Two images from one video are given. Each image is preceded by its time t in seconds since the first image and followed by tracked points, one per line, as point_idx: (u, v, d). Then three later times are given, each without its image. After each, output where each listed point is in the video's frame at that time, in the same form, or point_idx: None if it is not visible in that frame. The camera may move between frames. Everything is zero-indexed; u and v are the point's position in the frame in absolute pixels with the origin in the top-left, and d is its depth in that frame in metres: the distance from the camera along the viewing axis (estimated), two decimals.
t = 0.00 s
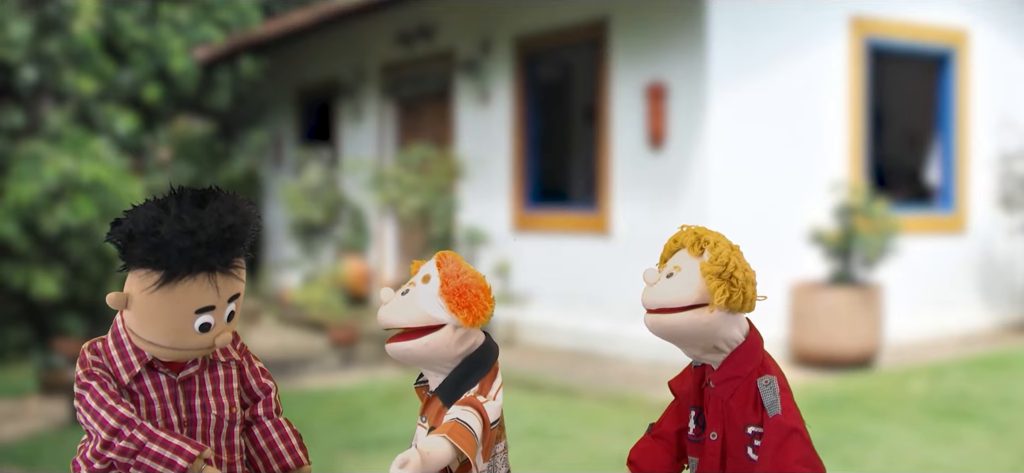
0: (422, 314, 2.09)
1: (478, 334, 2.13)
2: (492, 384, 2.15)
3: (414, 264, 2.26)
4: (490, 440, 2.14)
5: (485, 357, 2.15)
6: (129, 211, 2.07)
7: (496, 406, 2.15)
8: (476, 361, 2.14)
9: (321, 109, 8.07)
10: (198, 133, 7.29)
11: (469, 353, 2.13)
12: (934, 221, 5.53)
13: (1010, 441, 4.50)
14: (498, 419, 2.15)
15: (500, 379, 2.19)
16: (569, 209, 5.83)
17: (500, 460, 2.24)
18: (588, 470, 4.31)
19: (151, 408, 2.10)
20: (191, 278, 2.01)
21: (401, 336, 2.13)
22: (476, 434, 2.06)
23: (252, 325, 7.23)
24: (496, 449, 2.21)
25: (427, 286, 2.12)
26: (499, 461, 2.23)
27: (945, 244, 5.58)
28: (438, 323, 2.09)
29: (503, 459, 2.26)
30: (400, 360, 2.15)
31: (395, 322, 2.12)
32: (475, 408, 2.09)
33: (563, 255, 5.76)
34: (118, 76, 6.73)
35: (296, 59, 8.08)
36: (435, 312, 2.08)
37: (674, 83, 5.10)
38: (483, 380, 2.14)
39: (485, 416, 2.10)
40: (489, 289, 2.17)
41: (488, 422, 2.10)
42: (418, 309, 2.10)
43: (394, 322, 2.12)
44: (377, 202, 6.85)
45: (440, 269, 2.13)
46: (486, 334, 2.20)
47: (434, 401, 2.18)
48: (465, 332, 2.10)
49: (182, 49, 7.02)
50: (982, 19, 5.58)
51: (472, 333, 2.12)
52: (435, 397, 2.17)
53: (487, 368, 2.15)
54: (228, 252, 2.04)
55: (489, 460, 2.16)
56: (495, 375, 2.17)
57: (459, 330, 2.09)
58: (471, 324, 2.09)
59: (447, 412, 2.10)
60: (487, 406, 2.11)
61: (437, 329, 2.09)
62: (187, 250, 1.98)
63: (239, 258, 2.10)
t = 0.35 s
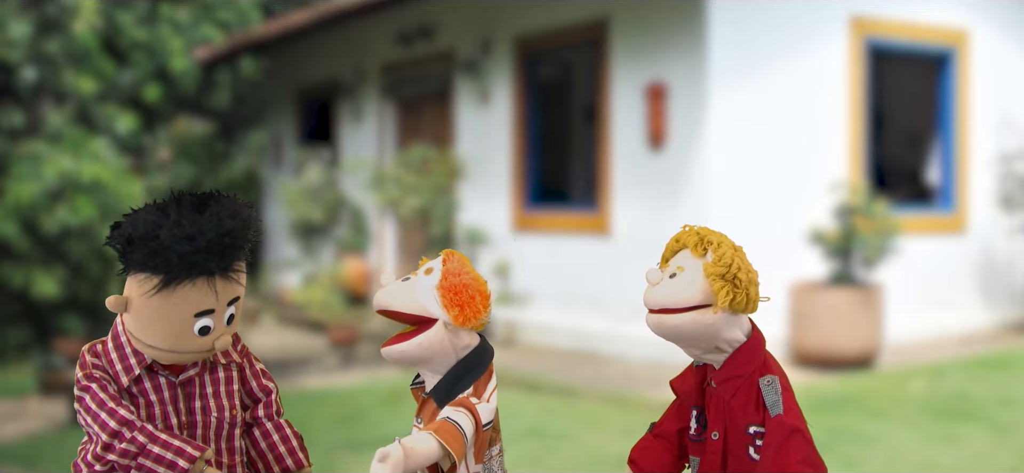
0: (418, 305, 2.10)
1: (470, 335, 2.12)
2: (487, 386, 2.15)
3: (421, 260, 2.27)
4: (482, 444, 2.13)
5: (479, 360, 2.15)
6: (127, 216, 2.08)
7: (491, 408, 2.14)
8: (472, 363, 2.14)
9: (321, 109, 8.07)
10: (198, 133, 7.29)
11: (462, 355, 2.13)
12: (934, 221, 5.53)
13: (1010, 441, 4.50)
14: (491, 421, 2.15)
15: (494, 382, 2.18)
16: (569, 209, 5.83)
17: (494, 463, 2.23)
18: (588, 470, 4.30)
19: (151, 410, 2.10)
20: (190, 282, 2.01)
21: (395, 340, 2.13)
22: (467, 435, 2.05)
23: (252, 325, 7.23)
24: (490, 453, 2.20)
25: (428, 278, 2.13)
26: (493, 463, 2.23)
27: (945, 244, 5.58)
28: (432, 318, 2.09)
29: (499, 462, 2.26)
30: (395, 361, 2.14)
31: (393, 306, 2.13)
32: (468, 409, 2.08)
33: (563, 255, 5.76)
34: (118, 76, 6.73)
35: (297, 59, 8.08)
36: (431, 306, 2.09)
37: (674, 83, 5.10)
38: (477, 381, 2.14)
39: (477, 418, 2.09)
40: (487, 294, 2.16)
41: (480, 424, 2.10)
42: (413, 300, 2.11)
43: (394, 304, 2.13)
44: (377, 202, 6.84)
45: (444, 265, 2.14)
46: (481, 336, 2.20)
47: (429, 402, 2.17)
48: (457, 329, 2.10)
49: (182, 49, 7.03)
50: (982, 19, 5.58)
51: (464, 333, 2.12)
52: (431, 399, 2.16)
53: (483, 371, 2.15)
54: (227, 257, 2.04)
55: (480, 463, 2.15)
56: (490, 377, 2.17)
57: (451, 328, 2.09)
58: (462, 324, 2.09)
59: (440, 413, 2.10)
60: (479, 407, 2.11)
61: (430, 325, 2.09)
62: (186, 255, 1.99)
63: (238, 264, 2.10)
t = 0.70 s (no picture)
0: (413, 306, 2.10)
1: (466, 337, 2.13)
2: (482, 386, 2.16)
3: (415, 260, 2.27)
4: (478, 445, 2.13)
5: (474, 362, 2.15)
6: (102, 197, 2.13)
7: (487, 409, 2.14)
8: (468, 364, 2.14)
9: (321, 109, 8.06)
10: (198, 133, 7.30)
11: (458, 356, 2.14)
12: (934, 221, 5.53)
13: (1010, 441, 4.50)
14: (486, 422, 2.14)
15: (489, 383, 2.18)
16: (569, 208, 5.84)
17: (491, 464, 2.24)
18: (589, 469, 4.30)
19: (151, 413, 2.10)
20: (168, 240, 2.02)
21: (391, 342, 2.12)
22: (462, 435, 2.05)
23: (252, 325, 7.23)
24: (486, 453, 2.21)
25: (422, 278, 2.13)
26: (490, 464, 2.23)
27: (944, 244, 5.58)
28: (427, 319, 2.09)
29: (495, 463, 2.26)
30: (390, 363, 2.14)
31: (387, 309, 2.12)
32: (464, 410, 2.08)
33: (562, 255, 5.76)
34: (118, 76, 6.72)
35: (297, 59, 8.08)
36: (425, 306, 2.09)
37: (674, 83, 5.11)
38: (473, 383, 2.15)
39: (474, 419, 2.09)
40: (483, 295, 2.17)
41: (477, 425, 2.09)
42: (408, 299, 2.11)
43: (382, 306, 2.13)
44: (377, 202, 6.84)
45: (439, 266, 2.15)
46: (477, 338, 2.21)
47: (425, 404, 2.16)
48: (452, 330, 2.10)
49: (182, 49, 7.02)
50: (982, 19, 5.58)
51: (460, 334, 2.12)
52: (426, 400, 2.16)
53: (477, 372, 2.15)
54: (203, 214, 2.06)
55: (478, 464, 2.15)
56: (484, 378, 2.17)
57: (446, 329, 2.09)
58: (458, 325, 2.09)
59: (436, 413, 2.10)
60: (475, 408, 2.11)
61: (425, 326, 2.09)
62: (160, 212, 2.01)
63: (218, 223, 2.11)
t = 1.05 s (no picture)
0: (408, 309, 2.10)
1: (460, 336, 2.13)
2: (477, 388, 2.15)
3: (406, 263, 2.27)
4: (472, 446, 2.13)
5: (467, 364, 2.15)
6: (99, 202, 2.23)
7: (481, 411, 2.14)
8: (461, 365, 2.14)
9: (321, 109, 8.06)
10: (198, 133, 7.32)
11: (452, 357, 2.14)
12: (934, 221, 5.53)
13: (1010, 441, 4.49)
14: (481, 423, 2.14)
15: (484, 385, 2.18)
16: (569, 208, 5.84)
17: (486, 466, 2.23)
18: (589, 470, 4.30)
19: (157, 419, 2.11)
20: (160, 203, 2.09)
21: (386, 340, 2.12)
22: (454, 438, 2.04)
23: (252, 325, 7.23)
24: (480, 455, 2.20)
25: (415, 280, 2.13)
26: (485, 465, 2.23)
27: (945, 244, 5.58)
28: (422, 322, 2.09)
29: (491, 464, 2.25)
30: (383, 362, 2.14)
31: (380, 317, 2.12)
32: (457, 411, 2.08)
33: (562, 254, 5.76)
34: (118, 76, 6.73)
35: (297, 59, 8.08)
36: (419, 308, 2.09)
37: (674, 83, 5.10)
38: (468, 384, 2.14)
39: (467, 420, 2.08)
40: (476, 295, 2.18)
41: (470, 427, 2.09)
42: (401, 303, 2.11)
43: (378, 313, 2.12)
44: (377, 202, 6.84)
45: (430, 267, 2.14)
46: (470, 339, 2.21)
47: (419, 406, 2.16)
48: (447, 331, 2.10)
49: (182, 49, 7.03)
50: (982, 19, 5.57)
51: (453, 335, 2.12)
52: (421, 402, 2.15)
53: (473, 373, 2.16)
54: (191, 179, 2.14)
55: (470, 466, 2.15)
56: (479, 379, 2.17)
57: (442, 330, 2.10)
58: (453, 325, 2.09)
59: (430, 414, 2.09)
60: (469, 410, 2.10)
61: (420, 327, 2.09)
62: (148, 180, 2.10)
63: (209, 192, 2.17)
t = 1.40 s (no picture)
0: (413, 308, 2.10)
1: (465, 332, 2.14)
2: (481, 383, 2.16)
3: (411, 260, 2.27)
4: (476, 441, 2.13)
5: (474, 359, 2.15)
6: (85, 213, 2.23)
7: (484, 405, 2.14)
8: (466, 362, 2.14)
9: (321, 109, 8.06)
10: (197, 133, 7.36)
11: (457, 353, 2.14)
12: (934, 221, 5.53)
13: (1010, 441, 4.49)
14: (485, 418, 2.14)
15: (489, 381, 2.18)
16: (569, 208, 5.84)
17: (491, 462, 2.24)
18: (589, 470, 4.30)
19: (153, 417, 2.11)
20: (135, 199, 2.09)
21: (391, 337, 2.12)
22: (456, 432, 2.04)
23: (252, 325, 7.24)
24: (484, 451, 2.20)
25: (419, 279, 2.13)
26: (489, 461, 2.23)
27: (945, 244, 5.58)
28: (428, 319, 2.09)
29: (494, 460, 2.26)
30: (389, 358, 2.14)
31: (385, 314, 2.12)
32: (460, 407, 2.08)
33: (562, 255, 5.76)
34: (118, 76, 6.73)
35: (297, 59, 8.08)
36: (424, 305, 2.09)
37: (674, 83, 5.11)
38: (472, 380, 2.14)
39: (471, 416, 2.08)
40: (480, 290, 2.17)
41: (474, 422, 2.09)
42: (407, 299, 2.11)
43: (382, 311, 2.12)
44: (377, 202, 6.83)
45: (433, 265, 2.14)
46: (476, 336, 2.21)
47: (425, 402, 2.17)
48: (452, 328, 2.10)
49: (182, 49, 7.04)
50: (982, 19, 5.57)
51: (458, 332, 2.12)
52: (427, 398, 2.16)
53: (477, 370, 2.15)
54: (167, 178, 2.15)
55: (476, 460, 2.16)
56: (484, 376, 2.17)
57: (447, 327, 2.09)
58: (460, 320, 2.09)
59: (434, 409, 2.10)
60: (472, 405, 2.10)
61: (426, 323, 2.10)
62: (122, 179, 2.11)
63: (184, 185, 2.18)
